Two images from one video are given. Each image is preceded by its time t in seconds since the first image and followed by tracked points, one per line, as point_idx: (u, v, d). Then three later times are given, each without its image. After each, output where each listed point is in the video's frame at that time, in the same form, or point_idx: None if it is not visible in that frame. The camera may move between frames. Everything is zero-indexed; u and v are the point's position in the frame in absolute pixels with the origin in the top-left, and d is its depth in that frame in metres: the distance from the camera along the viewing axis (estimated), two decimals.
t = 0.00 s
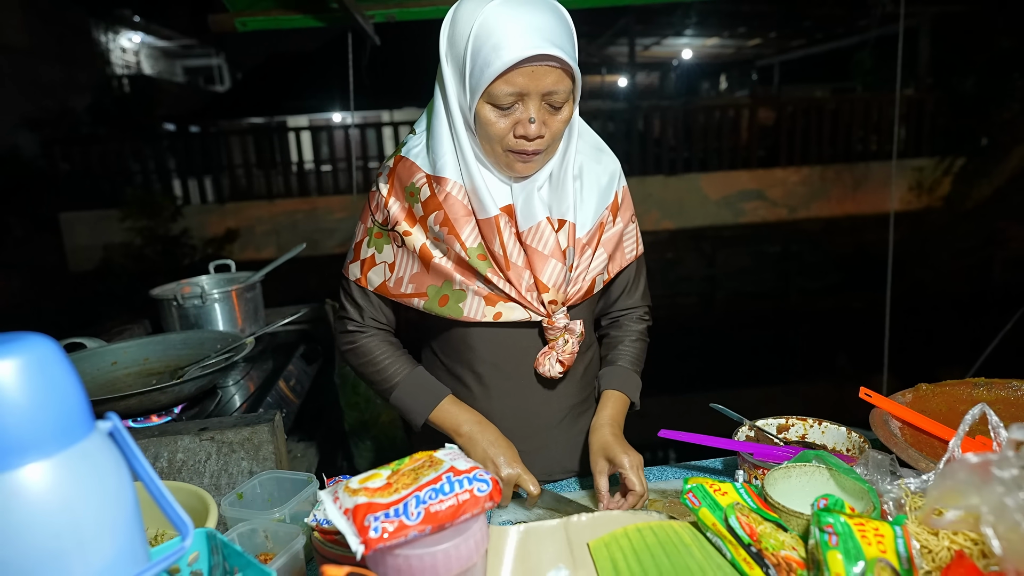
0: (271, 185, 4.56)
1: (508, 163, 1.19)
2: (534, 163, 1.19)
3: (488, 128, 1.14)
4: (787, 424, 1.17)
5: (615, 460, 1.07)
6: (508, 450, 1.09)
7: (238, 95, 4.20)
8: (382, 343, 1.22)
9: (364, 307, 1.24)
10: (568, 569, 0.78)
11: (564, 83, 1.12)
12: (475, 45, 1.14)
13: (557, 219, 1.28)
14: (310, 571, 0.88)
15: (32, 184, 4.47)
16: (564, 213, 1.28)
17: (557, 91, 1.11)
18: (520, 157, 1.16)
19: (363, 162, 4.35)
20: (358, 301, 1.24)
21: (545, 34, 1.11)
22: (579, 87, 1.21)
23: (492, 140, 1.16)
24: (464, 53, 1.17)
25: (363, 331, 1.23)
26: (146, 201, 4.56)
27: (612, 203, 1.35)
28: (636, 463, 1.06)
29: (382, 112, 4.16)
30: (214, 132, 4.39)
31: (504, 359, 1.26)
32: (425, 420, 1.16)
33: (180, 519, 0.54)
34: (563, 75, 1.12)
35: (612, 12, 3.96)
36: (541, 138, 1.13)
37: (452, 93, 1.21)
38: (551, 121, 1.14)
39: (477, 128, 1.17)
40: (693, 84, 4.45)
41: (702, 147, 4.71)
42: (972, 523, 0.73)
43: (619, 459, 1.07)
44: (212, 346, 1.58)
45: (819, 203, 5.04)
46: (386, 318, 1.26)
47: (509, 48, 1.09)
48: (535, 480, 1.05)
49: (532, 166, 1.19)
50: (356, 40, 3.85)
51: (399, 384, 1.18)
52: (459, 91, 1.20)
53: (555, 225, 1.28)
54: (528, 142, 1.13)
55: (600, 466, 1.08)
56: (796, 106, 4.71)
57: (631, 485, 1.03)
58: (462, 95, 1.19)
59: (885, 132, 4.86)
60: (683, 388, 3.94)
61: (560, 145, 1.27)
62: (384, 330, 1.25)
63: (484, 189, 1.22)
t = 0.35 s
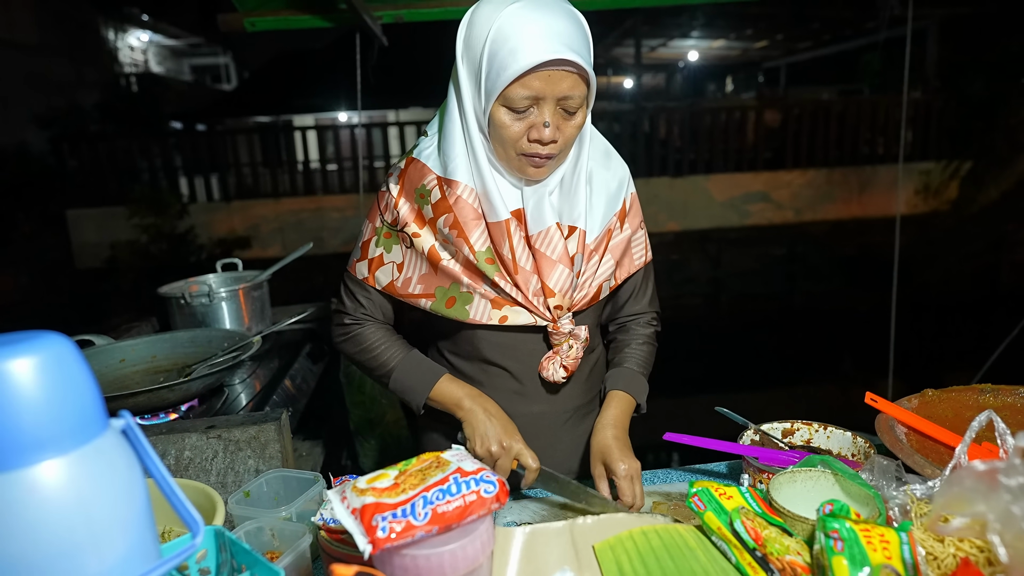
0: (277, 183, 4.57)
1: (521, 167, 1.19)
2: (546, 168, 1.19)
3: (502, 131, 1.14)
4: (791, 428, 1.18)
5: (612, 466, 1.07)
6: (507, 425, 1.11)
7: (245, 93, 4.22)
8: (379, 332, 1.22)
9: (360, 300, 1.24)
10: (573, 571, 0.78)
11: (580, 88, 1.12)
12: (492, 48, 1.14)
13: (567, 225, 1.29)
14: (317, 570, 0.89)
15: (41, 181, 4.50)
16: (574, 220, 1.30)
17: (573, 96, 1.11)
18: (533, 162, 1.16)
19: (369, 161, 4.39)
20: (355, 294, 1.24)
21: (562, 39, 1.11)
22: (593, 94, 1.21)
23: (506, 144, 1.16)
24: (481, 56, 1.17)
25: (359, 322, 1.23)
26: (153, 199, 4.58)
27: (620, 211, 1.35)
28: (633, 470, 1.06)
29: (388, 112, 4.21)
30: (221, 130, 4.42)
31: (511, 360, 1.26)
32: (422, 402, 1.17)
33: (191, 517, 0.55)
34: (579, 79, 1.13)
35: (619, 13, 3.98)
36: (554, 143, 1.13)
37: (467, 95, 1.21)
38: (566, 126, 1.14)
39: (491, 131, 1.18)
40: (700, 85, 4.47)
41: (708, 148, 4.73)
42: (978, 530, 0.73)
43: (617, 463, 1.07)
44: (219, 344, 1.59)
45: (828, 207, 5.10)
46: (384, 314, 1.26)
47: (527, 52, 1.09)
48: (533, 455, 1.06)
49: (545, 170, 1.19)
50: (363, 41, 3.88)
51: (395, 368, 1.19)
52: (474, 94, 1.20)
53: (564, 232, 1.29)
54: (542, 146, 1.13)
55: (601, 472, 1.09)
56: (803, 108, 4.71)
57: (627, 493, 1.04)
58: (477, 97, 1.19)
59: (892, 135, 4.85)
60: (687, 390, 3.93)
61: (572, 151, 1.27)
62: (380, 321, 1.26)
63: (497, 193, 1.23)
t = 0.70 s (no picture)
0: (281, 203, 4.60)
1: (524, 193, 1.21)
2: (549, 194, 1.20)
3: (506, 157, 1.16)
4: (791, 456, 1.17)
5: (609, 494, 1.06)
6: (506, 477, 1.08)
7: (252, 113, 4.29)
8: (387, 366, 1.23)
9: (371, 330, 1.25)
10: None
11: (582, 116, 1.14)
12: (496, 76, 1.17)
13: (570, 249, 1.30)
14: None
15: (47, 198, 4.54)
16: (577, 245, 1.30)
17: (575, 124, 1.13)
18: (535, 187, 1.18)
19: (373, 181, 4.44)
20: (367, 324, 1.25)
21: (565, 68, 1.14)
22: (595, 121, 1.23)
23: (509, 169, 1.17)
24: (485, 83, 1.19)
25: (368, 352, 1.24)
26: (158, 217, 4.61)
27: (621, 236, 1.36)
28: (632, 497, 1.05)
29: (393, 133, 4.26)
30: (226, 149, 4.47)
31: (511, 386, 1.26)
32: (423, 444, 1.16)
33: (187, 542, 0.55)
34: (582, 107, 1.15)
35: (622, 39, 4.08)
36: (557, 169, 1.15)
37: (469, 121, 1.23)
38: (568, 153, 1.16)
39: (494, 157, 1.19)
40: (702, 110, 4.54)
41: (709, 172, 4.78)
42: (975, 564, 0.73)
43: (613, 493, 1.06)
44: (219, 364, 1.60)
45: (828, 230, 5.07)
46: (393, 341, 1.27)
47: (530, 80, 1.12)
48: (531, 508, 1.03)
49: (547, 196, 1.20)
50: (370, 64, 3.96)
51: (401, 407, 1.18)
52: (477, 120, 1.22)
53: (567, 257, 1.30)
54: (545, 172, 1.14)
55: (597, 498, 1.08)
56: (803, 133, 4.76)
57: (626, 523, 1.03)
58: (480, 123, 1.21)
59: (892, 161, 4.89)
60: (688, 414, 3.90)
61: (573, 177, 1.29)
62: (390, 353, 1.26)
63: (498, 217, 1.23)
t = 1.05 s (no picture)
0: (287, 201, 4.61)
1: (532, 192, 1.20)
2: (557, 193, 1.20)
3: (514, 155, 1.16)
4: (795, 462, 1.14)
5: (607, 497, 1.05)
6: (513, 468, 1.07)
7: (260, 110, 4.30)
8: (394, 358, 1.22)
9: (378, 324, 1.24)
10: None
11: (591, 115, 1.13)
12: (505, 75, 1.16)
13: (574, 250, 1.29)
14: None
15: (54, 192, 4.57)
16: (581, 245, 1.29)
17: (583, 123, 1.13)
18: (543, 186, 1.17)
19: (379, 180, 4.49)
20: (373, 318, 1.24)
21: (574, 68, 1.13)
22: (604, 121, 1.22)
23: (517, 168, 1.17)
24: (494, 83, 1.19)
25: (376, 344, 1.23)
26: (162, 212, 4.62)
27: (630, 237, 1.35)
28: (632, 502, 1.04)
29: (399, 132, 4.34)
30: (233, 146, 4.49)
31: (512, 385, 1.26)
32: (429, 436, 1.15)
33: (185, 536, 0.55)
34: (590, 107, 1.14)
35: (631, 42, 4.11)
36: (565, 169, 1.14)
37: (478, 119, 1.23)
38: (576, 152, 1.15)
39: (502, 155, 1.19)
40: (708, 115, 4.56)
41: (715, 176, 4.77)
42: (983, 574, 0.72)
43: (612, 494, 1.05)
44: (222, 359, 1.60)
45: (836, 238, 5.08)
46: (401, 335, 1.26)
47: (539, 79, 1.11)
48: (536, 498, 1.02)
49: (556, 195, 1.20)
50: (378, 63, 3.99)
51: (409, 398, 1.18)
52: (486, 118, 1.22)
53: (571, 257, 1.29)
54: (553, 171, 1.14)
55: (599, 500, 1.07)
56: (810, 139, 4.77)
57: (625, 526, 1.02)
58: (489, 121, 1.21)
59: (900, 168, 4.87)
60: (691, 420, 3.88)
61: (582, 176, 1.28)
62: (397, 346, 1.25)
63: (502, 217, 1.23)
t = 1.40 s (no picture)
0: (292, 200, 4.61)
1: (542, 189, 1.19)
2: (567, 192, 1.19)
3: (525, 151, 1.15)
4: (796, 468, 1.15)
5: (608, 500, 1.04)
6: (494, 462, 1.08)
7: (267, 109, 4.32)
8: (393, 351, 1.24)
9: (380, 313, 1.26)
10: None
11: (603, 113, 1.13)
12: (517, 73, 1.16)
13: (582, 250, 1.28)
14: None
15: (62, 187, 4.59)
16: (589, 245, 1.28)
17: (595, 120, 1.12)
18: (553, 183, 1.16)
19: (384, 180, 4.49)
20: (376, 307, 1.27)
21: (586, 65, 1.13)
22: (616, 121, 1.22)
23: (528, 165, 1.16)
24: (507, 81, 1.19)
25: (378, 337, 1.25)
26: (168, 210, 4.58)
27: (639, 239, 1.34)
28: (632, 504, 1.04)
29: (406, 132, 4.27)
30: (240, 143, 4.51)
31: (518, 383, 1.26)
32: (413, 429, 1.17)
33: (178, 532, 0.55)
34: (602, 104, 1.14)
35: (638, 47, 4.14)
36: (576, 166, 1.14)
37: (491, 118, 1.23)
38: (587, 150, 1.14)
39: (514, 152, 1.19)
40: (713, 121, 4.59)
41: (721, 182, 4.75)
42: None
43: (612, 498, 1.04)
44: (223, 356, 1.60)
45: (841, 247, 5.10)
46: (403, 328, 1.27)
47: (551, 75, 1.11)
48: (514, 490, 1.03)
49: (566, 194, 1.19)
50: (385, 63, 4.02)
51: (400, 387, 1.20)
52: (499, 116, 1.22)
53: (579, 256, 1.28)
54: (563, 168, 1.13)
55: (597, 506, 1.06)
56: (817, 146, 4.77)
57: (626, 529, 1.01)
58: (502, 119, 1.21)
59: (907, 176, 4.85)
60: (692, 425, 3.86)
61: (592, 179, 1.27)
62: (397, 336, 1.27)
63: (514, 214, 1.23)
